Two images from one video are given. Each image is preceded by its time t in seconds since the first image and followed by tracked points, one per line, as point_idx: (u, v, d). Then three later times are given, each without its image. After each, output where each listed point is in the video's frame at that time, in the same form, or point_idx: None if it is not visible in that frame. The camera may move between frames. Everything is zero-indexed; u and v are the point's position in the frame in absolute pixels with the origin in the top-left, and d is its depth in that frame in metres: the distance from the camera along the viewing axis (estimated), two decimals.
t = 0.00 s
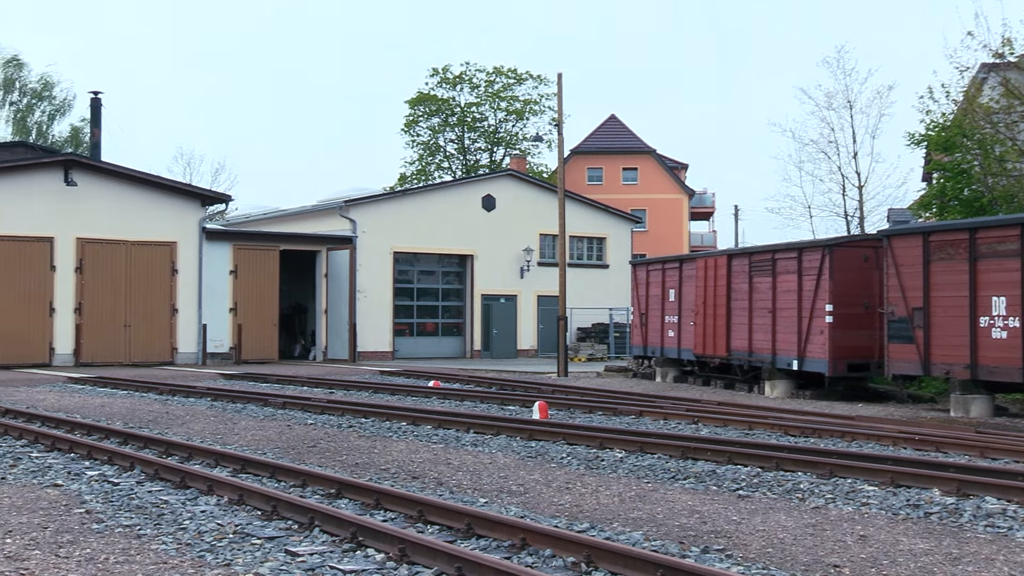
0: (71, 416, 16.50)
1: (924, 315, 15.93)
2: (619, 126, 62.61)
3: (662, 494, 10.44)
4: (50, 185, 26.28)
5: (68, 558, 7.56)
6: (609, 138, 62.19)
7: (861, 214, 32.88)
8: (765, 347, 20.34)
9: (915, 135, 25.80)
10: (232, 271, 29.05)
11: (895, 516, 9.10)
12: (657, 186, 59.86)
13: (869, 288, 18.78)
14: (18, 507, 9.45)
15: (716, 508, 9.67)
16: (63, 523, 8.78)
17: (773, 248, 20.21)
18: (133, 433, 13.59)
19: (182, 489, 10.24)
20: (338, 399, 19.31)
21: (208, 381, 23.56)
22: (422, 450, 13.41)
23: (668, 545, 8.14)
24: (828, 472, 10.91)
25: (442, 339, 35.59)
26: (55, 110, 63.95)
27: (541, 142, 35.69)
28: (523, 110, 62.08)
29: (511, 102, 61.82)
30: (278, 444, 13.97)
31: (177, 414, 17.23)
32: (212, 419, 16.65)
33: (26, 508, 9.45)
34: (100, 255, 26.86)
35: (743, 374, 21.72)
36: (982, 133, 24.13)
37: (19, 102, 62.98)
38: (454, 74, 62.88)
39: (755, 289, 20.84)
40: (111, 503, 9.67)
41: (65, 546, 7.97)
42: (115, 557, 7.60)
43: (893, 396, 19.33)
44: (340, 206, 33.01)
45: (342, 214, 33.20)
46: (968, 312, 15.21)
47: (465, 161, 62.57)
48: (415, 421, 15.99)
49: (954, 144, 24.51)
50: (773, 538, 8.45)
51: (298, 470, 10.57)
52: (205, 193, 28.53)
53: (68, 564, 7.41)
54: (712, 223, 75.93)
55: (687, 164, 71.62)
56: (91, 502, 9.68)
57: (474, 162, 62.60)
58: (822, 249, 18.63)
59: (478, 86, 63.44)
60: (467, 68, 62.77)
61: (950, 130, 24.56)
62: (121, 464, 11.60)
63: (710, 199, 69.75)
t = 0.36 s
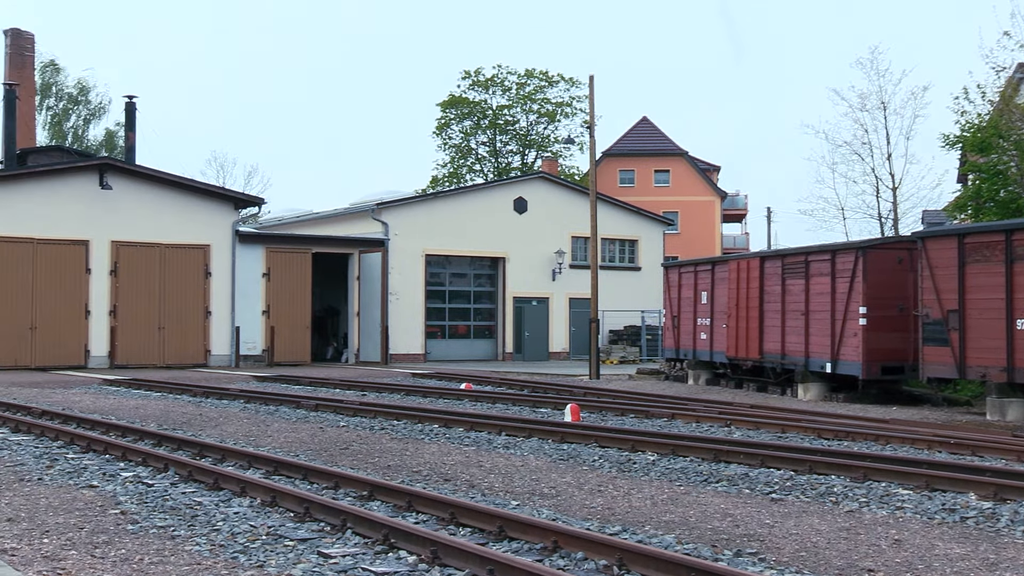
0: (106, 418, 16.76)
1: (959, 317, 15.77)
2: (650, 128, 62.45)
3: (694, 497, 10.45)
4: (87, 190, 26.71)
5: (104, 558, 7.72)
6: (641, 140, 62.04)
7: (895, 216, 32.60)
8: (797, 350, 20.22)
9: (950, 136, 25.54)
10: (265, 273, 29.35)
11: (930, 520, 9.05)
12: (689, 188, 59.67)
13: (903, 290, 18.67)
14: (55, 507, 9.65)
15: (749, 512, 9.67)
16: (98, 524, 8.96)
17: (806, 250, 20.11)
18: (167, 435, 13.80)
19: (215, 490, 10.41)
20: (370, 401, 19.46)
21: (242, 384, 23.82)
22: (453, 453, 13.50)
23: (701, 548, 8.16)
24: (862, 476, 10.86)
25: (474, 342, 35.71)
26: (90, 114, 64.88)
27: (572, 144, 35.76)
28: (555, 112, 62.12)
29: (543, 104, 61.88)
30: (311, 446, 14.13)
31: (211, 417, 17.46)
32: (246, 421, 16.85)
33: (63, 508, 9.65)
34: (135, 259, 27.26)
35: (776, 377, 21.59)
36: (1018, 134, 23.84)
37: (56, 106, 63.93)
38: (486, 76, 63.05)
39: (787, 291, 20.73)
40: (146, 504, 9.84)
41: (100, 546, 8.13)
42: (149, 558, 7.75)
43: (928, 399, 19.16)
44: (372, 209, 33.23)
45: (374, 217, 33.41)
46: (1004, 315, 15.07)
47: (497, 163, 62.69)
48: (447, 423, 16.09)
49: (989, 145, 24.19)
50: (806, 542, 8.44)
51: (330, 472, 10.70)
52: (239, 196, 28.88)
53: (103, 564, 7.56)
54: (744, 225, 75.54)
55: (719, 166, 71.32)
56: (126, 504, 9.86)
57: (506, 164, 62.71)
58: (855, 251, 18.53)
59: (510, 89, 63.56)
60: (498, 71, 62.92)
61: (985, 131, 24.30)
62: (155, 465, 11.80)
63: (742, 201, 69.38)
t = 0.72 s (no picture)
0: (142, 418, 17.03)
1: (996, 318, 15.62)
2: (683, 129, 62.23)
3: (727, 499, 10.46)
4: (123, 193, 27.13)
5: (140, 558, 7.87)
6: (673, 141, 61.83)
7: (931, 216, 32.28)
8: (831, 351, 20.11)
9: (986, 136, 25.26)
10: (299, 275, 29.61)
11: (967, 524, 9.01)
12: (722, 189, 59.42)
13: (938, 290, 18.53)
14: (92, 507, 9.85)
15: (783, 514, 9.67)
16: (134, 523, 9.13)
17: (840, 251, 20.00)
18: (201, 435, 14.00)
19: (249, 490, 10.58)
20: (403, 402, 19.61)
21: (277, 385, 24.09)
22: (486, 454, 13.58)
23: (734, 550, 8.18)
24: (897, 478, 10.81)
25: (507, 343, 35.80)
26: (125, 117, 65.74)
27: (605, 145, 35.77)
28: (587, 113, 62.08)
29: (575, 105, 61.87)
30: (344, 447, 14.28)
31: (246, 417, 17.68)
32: (279, 422, 17.05)
33: (99, 507, 9.84)
34: (169, 260, 27.65)
35: (810, 378, 21.46)
36: None
37: (91, 109, 64.81)
38: (518, 78, 63.16)
39: (821, 292, 20.62)
40: (181, 504, 10.02)
41: (136, 545, 8.29)
42: (184, 557, 7.89)
43: (964, 401, 18.98)
44: (404, 210, 33.42)
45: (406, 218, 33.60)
46: None
47: (529, 164, 62.77)
48: (480, 424, 16.19)
49: None
50: (841, 544, 8.43)
51: (363, 473, 10.82)
52: (272, 198, 29.19)
53: (139, 563, 7.71)
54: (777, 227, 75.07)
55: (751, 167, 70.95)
56: (162, 503, 10.05)
57: (538, 165, 62.77)
58: (890, 251, 18.41)
59: (542, 90, 63.61)
60: (530, 72, 63.02)
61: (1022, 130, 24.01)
62: (190, 466, 12.00)
63: (774, 203, 68.95)
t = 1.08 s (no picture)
0: (171, 419, 17.23)
1: None
2: (710, 129, 62.00)
3: (756, 500, 10.46)
4: (152, 195, 27.46)
5: (169, 557, 8.00)
6: (700, 141, 61.56)
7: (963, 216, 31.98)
8: (860, 352, 19.98)
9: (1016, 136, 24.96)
10: (327, 276, 29.81)
11: (998, 526, 8.96)
12: (750, 189, 59.16)
13: (968, 291, 18.41)
14: (121, 506, 10.01)
15: (812, 515, 9.66)
16: (163, 523, 9.27)
17: (869, 251, 19.89)
18: (230, 436, 14.17)
19: (278, 491, 10.72)
20: (430, 403, 19.73)
21: (305, 386, 24.30)
22: (514, 455, 13.65)
23: (763, 552, 8.19)
24: (928, 479, 10.77)
25: (534, 344, 35.85)
26: (155, 119, 66.50)
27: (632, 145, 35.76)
28: (614, 114, 61.99)
29: (602, 106, 61.82)
30: (371, 448, 14.39)
31: (274, 418, 17.85)
32: (307, 423, 17.21)
33: (129, 507, 10.01)
34: (199, 262, 27.95)
35: (839, 379, 21.33)
36: None
37: (122, 111, 65.59)
38: (545, 79, 63.21)
39: (850, 293, 20.49)
40: (209, 503, 10.17)
41: (165, 545, 8.43)
42: (213, 557, 8.02)
43: (996, 403, 18.82)
44: (432, 211, 33.52)
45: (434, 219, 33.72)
46: None
47: (556, 165, 62.79)
48: (507, 425, 16.27)
49: None
50: (871, 546, 8.41)
51: (391, 473, 10.92)
52: (299, 199, 29.42)
53: (169, 563, 7.85)
54: (806, 227, 74.56)
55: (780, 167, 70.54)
56: (190, 503, 10.20)
57: (565, 166, 62.80)
58: (920, 251, 18.31)
59: (569, 91, 63.62)
60: (558, 72, 63.03)
61: None
62: (218, 466, 12.16)
63: (803, 203, 68.51)
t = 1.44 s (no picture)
0: (201, 421, 17.45)
1: None
2: (739, 130, 61.68)
3: (785, 503, 10.45)
4: (182, 198, 27.80)
5: (199, 558, 8.15)
6: (729, 142, 61.28)
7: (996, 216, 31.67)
8: (891, 354, 19.85)
9: None
10: (356, 278, 30.02)
11: None
12: (780, 191, 58.88)
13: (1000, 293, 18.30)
14: (152, 507, 10.19)
15: (841, 518, 9.64)
16: (193, 524, 9.43)
17: (899, 253, 19.77)
18: (259, 437, 14.35)
19: (307, 492, 10.85)
20: (458, 405, 19.84)
21: (334, 387, 24.50)
22: (542, 457, 13.72)
23: (792, 555, 8.21)
24: (960, 483, 10.73)
25: (563, 346, 35.86)
26: (184, 121, 67.20)
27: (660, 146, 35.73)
28: (642, 115, 61.87)
29: (630, 107, 61.72)
30: (400, 450, 14.52)
31: (302, 420, 18.02)
32: (336, 424, 17.37)
33: (160, 507, 10.19)
34: (229, 264, 28.26)
35: (869, 382, 21.21)
36: None
37: (151, 114, 66.32)
38: (573, 80, 63.21)
39: (880, 295, 20.37)
40: (238, 505, 10.33)
41: (195, 546, 8.58)
42: (242, 558, 8.15)
43: None
44: (460, 213, 33.63)
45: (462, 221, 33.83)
46: None
47: (584, 167, 62.76)
48: (536, 427, 16.33)
49: None
50: (902, 550, 8.40)
51: (419, 475, 11.02)
52: (327, 201, 29.65)
53: (199, 563, 7.99)
54: (835, 229, 74.01)
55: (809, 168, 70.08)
56: (220, 504, 10.36)
57: (593, 168, 62.77)
58: (951, 253, 18.21)
59: (598, 92, 63.57)
60: (586, 74, 62.97)
61: None
62: (248, 467, 12.33)
63: (832, 204, 68.04)
